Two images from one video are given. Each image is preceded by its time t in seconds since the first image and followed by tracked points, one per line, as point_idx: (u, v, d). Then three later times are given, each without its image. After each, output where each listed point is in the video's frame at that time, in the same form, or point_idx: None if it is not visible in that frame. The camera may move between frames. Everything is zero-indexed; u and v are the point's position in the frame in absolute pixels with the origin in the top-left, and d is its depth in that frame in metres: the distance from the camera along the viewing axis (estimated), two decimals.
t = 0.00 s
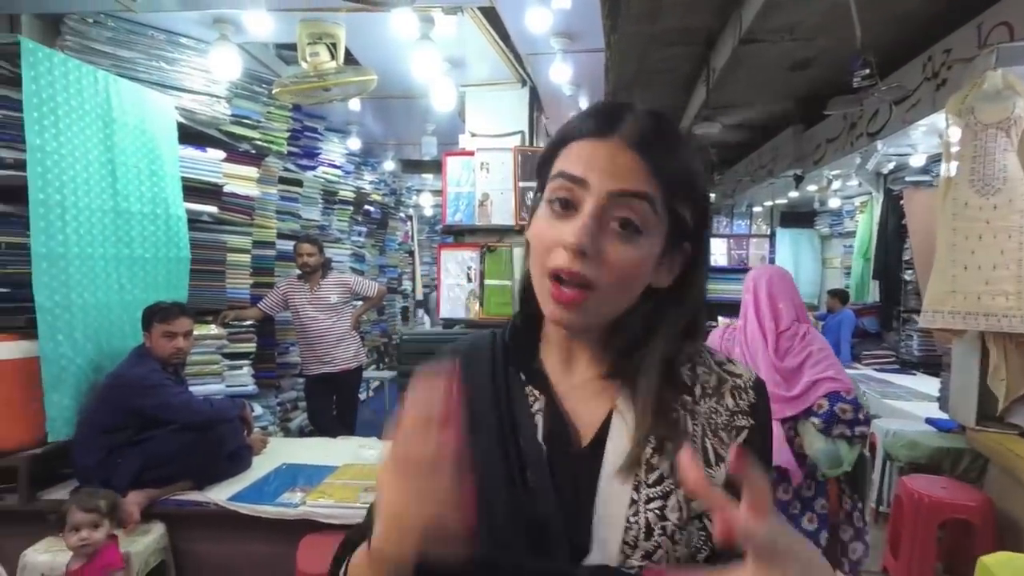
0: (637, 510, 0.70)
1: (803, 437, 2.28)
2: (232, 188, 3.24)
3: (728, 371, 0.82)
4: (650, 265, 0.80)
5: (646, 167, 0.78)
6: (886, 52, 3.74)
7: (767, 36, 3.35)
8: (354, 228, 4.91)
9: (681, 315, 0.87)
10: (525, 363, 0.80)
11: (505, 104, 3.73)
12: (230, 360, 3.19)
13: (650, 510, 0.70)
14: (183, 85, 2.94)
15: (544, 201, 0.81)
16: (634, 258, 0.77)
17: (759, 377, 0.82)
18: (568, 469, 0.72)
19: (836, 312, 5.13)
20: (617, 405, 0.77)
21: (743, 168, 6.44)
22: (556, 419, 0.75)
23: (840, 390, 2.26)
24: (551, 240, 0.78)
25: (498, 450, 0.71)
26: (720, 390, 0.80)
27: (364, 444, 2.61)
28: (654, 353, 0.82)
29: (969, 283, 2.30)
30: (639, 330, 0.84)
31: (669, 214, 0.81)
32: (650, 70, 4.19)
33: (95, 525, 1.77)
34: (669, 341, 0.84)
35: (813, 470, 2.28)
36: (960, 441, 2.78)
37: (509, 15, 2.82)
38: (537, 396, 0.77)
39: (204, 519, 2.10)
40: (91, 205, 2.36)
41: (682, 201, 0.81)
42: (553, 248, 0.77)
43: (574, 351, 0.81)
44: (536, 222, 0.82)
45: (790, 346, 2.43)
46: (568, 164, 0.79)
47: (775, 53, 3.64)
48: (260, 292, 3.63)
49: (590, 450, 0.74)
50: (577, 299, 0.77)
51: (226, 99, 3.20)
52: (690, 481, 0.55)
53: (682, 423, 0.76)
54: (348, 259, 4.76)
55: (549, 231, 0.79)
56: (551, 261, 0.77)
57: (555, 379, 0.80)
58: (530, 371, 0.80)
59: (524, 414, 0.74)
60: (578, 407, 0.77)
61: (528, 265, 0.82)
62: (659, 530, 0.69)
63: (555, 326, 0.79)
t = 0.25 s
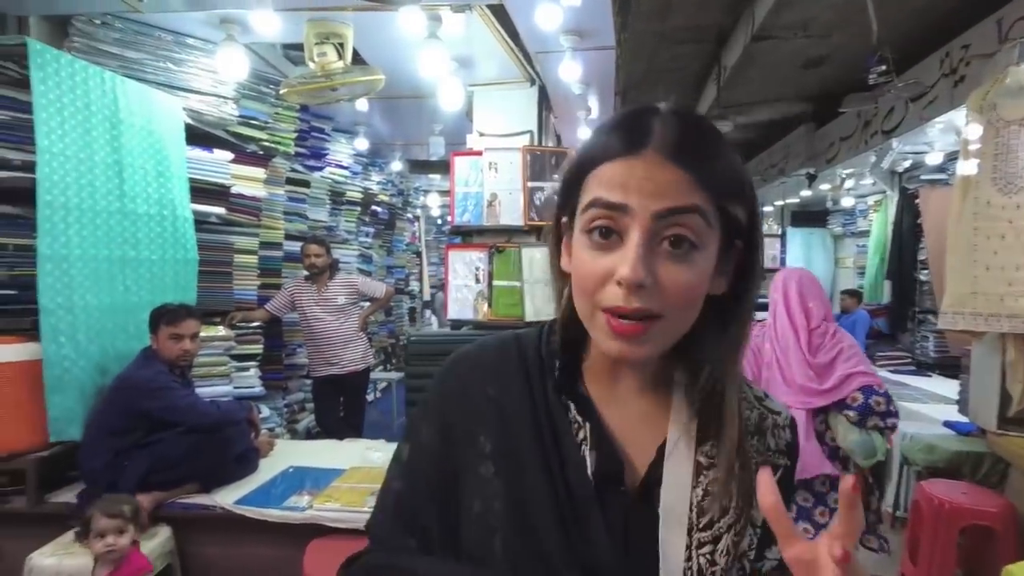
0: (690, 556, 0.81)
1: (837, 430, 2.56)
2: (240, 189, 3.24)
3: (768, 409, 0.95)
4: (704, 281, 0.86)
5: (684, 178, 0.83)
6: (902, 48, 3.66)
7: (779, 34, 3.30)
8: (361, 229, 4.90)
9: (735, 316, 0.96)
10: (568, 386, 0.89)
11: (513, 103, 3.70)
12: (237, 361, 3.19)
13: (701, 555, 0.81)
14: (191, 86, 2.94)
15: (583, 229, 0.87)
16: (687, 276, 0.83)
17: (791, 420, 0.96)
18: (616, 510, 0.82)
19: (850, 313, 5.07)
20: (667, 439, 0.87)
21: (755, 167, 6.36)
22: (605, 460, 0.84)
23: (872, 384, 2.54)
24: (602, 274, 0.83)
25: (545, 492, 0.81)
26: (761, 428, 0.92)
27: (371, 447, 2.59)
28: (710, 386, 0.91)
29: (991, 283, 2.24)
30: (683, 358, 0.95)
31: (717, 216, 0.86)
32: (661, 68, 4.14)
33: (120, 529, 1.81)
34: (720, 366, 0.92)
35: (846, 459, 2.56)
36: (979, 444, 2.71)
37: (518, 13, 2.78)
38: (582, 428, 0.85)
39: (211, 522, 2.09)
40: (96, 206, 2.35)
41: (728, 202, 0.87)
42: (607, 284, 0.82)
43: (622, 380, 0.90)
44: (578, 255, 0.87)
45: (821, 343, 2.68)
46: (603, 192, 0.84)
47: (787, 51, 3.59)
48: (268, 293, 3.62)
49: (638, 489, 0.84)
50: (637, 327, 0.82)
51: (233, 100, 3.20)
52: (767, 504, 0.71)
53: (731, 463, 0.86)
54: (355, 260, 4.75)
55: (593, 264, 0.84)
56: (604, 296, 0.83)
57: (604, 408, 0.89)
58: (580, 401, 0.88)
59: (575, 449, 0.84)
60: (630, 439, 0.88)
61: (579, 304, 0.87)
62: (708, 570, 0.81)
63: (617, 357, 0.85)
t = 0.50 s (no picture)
0: (687, 566, 0.78)
1: (842, 428, 2.62)
2: (223, 189, 3.19)
3: (768, 420, 0.89)
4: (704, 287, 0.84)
5: (684, 190, 0.81)
6: (893, 49, 3.66)
7: (771, 35, 3.28)
8: (348, 230, 4.86)
9: (733, 321, 0.93)
10: (569, 386, 0.87)
11: (502, 103, 3.66)
12: (221, 365, 3.14)
13: (698, 566, 0.78)
14: (172, 85, 2.89)
15: (582, 242, 0.84)
16: (689, 285, 0.81)
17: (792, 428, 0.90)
18: (614, 518, 0.80)
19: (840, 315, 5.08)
20: (664, 448, 0.85)
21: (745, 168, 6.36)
22: (602, 467, 0.81)
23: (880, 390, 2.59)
24: (605, 286, 0.81)
25: (542, 500, 0.79)
26: (760, 439, 0.87)
27: (358, 452, 2.55)
28: (711, 393, 0.88)
29: (983, 285, 2.23)
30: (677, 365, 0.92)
31: (716, 223, 0.84)
32: (652, 69, 4.12)
33: (110, 539, 1.79)
34: (721, 377, 0.90)
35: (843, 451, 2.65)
36: (970, 446, 2.71)
37: (509, 11, 2.75)
38: (580, 434, 0.82)
39: (193, 530, 2.04)
40: (71, 207, 2.29)
41: (725, 208, 0.84)
42: (611, 297, 0.80)
43: (622, 388, 0.88)
44: (578, 270, 0.84)
45: (835, 348, 2.68)
46: (602, 207, 0.81)
47: (779, 52, 3.58)
48: (253, 295, 3.57)
49: (636, 496, 0.82)
50: (642, 339, 0.80)
51: (216, 98, 3.14)
52: (766, 513, 0.69)
53: (728, 475, 0.83)
54: (343, 261, 4.70)
55: (597, 277, 0.82)
56: (608, 308, 0.81)
57: (603, 414, 0.87)
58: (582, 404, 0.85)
59: (572, 455, 0.81)
60: (626, 445, 0.85)
61: (580, 314, 0.85)
62: None
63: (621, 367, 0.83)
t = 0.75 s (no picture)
0: (666, 555, 0.77)
1: (826, 412, 2.72)
2: (192, 186, 3.11)
3: (740, 419, 0.89)
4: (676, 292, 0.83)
5: (657, 196, 0.80)
6: (863, 55, 3.74)
7: (747, 39, 3.32)
8: (322, 229, 4.78)
9: (703, 327, 0.94)
10: (546, 385, 0.86)
11: (479, 103, 3.64)
12: (189, 367, 3.06)
13: (678, 556, 0.77)
14: (137, 77, 2.79)
15: (558, 245, 0.82)
16: (663, 288, 0.80)
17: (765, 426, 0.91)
18: (595, 514, 0.79)
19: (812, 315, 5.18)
20: (640, 446, 0.84)
21: (719, 170, 6.45)
22: (583, 464, 0.80)
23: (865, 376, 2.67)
24: (580, 287, 0.79)
25: (523, 497, 0.77)
26: (733, 437, 0.86)
27: (333, 455, 2.50)
28: (689, 397, 0.87)
29: (949, 286, 2.30)
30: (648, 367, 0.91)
31: (686, 231, 0.83)
32: (629, 71, 4.14)
33: (66, 543, 1.74)
34: (695, 378, 0.89)
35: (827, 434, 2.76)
36: (937, 441, 2.78)
37: (487, 9, 2.73)
38: (560, 432, 0.81)
39: (159, 538, 1.98)
40: (32, 204, 2.22)
41: (695, 216, 0.84)
42: (585, 296, 0.78)
43: (598, 387, 0.87)
44: (553, 272, 0.82)
45: (818, 339, 2.78)
46: (578, 211, 0.80)
47: (754, 56, 3.63)
48: (222, 295, 3.49)
49: (617, 491, 0.80)
50: (617, 339, 0.78)
51: (184, 93, 3.04)
52: (720, 498, 0.65)
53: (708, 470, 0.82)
54: (316, 261, 4.63)
55: (570, 278, 0.80)
56: (582, 307, 0.79)
57: (580, 414, 0.85)
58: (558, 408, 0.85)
59: (553, 452, 0.80)
60: (602, 441, 0.84)
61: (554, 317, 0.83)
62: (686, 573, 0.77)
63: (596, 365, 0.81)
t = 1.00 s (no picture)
0: (645, 519, 0.77)
1: (786, 401, 3.29)
2: (160, 182, 3.04)
3: (700, 377, 0.90)
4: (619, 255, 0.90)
5: (597, 163, 0.91)
6: (827, 63, 3.87)
7: (717, 45, 3.41)
8: (296, 227, 4.70)
9: (639, 303, 0.97)
10: (506, 377, 0.89)
11: (455, 102, 3.64)
12: (157, 368, 2.98)
13: (657, 518, 0.77)
14: (104, 69, 2.70)
15: (509, 217, 0.90)
16: (609, 245, 0.87)
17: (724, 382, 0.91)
18: (572, 492, 0.79)
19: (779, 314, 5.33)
20: (605, 420, 0.85)
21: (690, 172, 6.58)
22: (551, 447, 0.81)
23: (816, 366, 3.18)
24: (532, 248, 0.85)
25: (495, 485, 0.79)
26: (695, 397, 0.86)
27: (307, 456, 2.47)
28: (631, 358, 0.90)
29: (908, 285, 2.40)
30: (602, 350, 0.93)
31: (621, 198, 0.92)
32: (603, 73, 4.20)
33: (20, 547, 1.68)
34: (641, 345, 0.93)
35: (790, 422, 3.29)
36: (895, 436, 2.89)
37: (464, 8, 2.73)
38: (525, 420, 0.83)
39: (126, 543, 1.93)
40: None
41: (629, 184, 0.94)
42: (538, 251, 0.84)
43: (555, 362, 0.89)
44: (506, 238, 0.89)
45: (781, 335, 3.23)
46: (525, 176, 0.89)
47: (723, 62, 3.72)
48: (193, 294, 3.41)
49: (590, 468, 0.81)
50: (571, 291, 0.83)
51: (153, 86, 2.98)
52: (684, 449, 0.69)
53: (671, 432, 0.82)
54: (289, 259, 4.56)
55: (524, 242, 0.87)
56: (536, 267, 0.84)
57: (543, 400, 0.87)
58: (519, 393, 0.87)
59: (518, 439, 0.81)
60: (568, 427, 0.85)
61: (509, 282, 0.87)
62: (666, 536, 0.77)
63: (553, 323, 0.85)
